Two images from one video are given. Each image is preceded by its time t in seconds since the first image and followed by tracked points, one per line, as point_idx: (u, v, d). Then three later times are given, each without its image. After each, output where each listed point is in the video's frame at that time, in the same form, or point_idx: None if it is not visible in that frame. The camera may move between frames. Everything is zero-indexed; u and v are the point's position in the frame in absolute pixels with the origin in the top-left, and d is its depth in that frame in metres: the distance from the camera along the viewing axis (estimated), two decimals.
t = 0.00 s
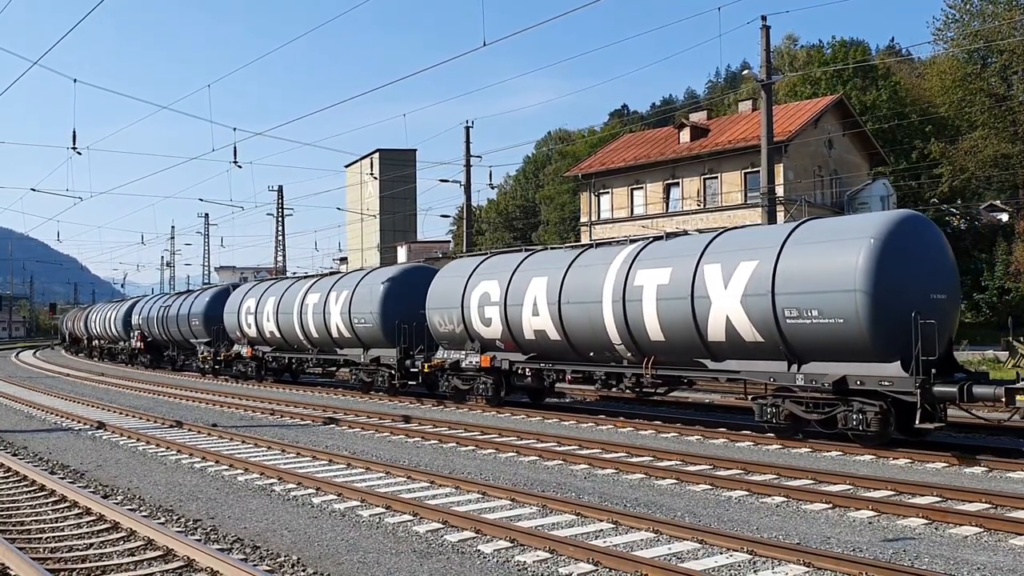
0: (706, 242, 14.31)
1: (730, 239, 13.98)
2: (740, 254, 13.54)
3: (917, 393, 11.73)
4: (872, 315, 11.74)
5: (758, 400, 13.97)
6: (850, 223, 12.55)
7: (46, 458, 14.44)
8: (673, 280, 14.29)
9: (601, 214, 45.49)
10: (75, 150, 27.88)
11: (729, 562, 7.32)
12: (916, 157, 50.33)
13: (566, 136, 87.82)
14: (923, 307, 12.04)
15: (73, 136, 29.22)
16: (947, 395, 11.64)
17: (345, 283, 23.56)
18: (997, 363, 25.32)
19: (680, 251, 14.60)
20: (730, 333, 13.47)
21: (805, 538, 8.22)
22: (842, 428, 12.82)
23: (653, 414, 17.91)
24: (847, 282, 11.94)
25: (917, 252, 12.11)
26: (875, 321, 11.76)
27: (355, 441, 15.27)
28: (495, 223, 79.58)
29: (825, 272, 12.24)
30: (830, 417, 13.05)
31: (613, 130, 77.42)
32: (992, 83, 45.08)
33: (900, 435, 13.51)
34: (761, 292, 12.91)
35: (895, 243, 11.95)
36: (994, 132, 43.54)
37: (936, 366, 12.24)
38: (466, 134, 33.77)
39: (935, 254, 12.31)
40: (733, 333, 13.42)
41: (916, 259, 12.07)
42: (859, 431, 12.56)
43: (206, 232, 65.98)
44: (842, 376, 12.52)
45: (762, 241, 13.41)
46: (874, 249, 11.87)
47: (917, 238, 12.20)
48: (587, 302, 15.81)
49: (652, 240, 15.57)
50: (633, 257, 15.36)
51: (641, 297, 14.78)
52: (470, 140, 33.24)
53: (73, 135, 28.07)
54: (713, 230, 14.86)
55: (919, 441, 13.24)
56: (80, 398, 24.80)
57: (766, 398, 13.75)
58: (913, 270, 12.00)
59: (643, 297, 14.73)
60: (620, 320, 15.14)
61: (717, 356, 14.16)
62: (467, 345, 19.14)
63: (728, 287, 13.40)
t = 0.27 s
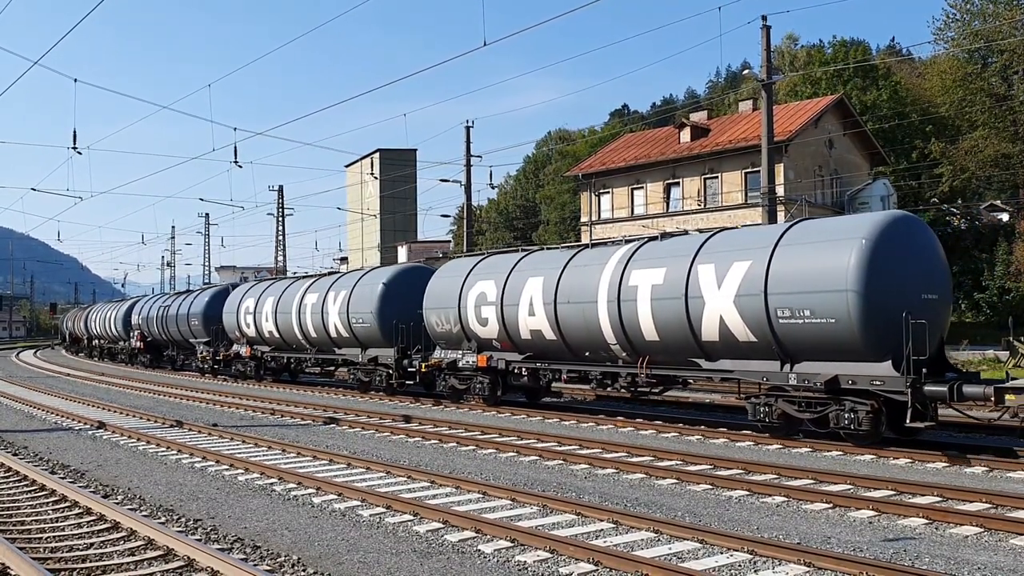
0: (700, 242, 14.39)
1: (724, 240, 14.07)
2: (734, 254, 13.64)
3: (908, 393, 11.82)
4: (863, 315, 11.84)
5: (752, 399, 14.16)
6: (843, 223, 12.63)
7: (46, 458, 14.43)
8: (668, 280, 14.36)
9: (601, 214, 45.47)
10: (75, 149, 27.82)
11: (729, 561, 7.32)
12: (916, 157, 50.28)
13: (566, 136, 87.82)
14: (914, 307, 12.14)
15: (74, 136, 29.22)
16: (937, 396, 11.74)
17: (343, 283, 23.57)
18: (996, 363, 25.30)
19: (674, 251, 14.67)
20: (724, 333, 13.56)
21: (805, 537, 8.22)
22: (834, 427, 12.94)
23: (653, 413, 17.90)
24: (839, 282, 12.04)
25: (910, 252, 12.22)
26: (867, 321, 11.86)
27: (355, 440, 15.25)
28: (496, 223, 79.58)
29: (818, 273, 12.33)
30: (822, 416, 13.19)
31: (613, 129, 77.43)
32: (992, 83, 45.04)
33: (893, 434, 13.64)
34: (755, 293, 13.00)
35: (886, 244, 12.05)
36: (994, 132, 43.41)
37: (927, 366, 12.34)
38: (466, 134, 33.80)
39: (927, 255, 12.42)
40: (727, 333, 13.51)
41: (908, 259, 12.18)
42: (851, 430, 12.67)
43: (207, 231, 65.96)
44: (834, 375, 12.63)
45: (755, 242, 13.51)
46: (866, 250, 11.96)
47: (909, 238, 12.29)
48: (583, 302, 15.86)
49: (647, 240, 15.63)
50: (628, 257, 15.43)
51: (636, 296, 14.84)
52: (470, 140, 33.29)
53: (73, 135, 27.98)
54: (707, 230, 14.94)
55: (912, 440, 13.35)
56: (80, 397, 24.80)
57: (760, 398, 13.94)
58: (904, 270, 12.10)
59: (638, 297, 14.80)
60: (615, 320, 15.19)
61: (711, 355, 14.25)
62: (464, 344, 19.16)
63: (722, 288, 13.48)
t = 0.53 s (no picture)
0: (693, 243, 14.49)
1: (717, 241, 14.17)
2: (726, 255, 13.74)
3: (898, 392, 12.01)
4: (853, 315, 12.00)
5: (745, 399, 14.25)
6: (833, 225, 12.80)
7: (46, 457, 14.44)
8: (661, 280, 14.44)
9: (601, 214, 45.48)
10: (75, 149, 27.80)
11: (729, 561, 7.32)
12: (916, 157, 50.27)
13: (566, 135, 87.79)
14: (901, 307, 12.35)
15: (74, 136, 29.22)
16: (927, 395, 11.94)
17: (340, 283, 23.59)
18: (995, 363, 25.28)
19: (668, 252, 14.76)
20: (717, 333, 13.65)
21: (805, 537, 8.23)
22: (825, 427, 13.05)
23: (653, 413, 17.88)
24: (830, 283, 12.20)
25: (898, 254, 12.42)
26: (857, 320, 12.02)
27: (355, 440, 15.24)
28: (496, 223, 79.57)
29: (809, 273, 12.48)
30: (814, 415, 13.29)
31: (613, 129, 77.42)
32: (992, 83, 44.98)
33: (883, 433, 13.77)
34: (747, 292, 13.11)
35: (875, 245, 12.23)
36: (994, 132, 43.26)
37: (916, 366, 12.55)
38: (466, 134, 33.83)
39: (915, 256, 12.63)
40: (720, 333, 13.60)
41: (896, 260, 12.38)
42: (842, 429, 12.79)
43: (207, 231, 65.96)
44: (825, 374, 12.75)
45: (748, 243, 13.62)
46: (857, 250, 12.13)
47: (897, 239, 12.49)
48: (578, 302, 15.93)
49: (641, 241, 15.71)
50: (623, 258, 15.50)
51: (629, 297, 14.91)
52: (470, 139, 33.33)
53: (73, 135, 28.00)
54: (700, 231, 15.03)
55: (904, 438, 13.45)
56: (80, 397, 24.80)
57: (752, 397, 14.03)
58: (893, 271, 12.30)
59: (632, 297, 14.88)
60: (609, 320, 15.27)
61: (704, 355, 14.33)
62: (460, 344, 19.20)
63: (715, 287, 13.58)
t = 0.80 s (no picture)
0: (687, 244, 14.61)
1: (711, 241, 14.29)
2: (720, 255, 13.87)
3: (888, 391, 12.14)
4: (845, 315, 12.12)
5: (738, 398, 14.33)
6: (826, 226, 12.90)
7: (46, 456, 14.47)
8: (656, 280, 14.56)
9: (601, 213, 45.49)
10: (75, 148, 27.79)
11: (729, 561, 7.32)
12: (916, 157, 50.31)
13: (567, 135, 87.85)
14: (894, 307, 12.45)
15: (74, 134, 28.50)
16: (917, 395, 12.07)
17: (338, 283, 23.61)
18: (995, 363, 25.26)
19: (662, 252, 14.88)
20: (710, 333, 13.79)
21: (805, 537, 8.23)
22: (817, 426, 13.15)
23: (652, 412, 17.88)
24: (822, 284, 12.31)
25: (890, 254, 12.51)
26: (848, 320, 12.14)
27: (355, 440, 15.24)
28: (496, 223, 79.64)
29: (802, 273, 12.61)
30: (806, 415, 13.39)
31: (614, 128, 77.46)
32: (992, 83, 44.99)
33: (876, 432, 13.86)
34: (740, 292, 13.25)
35: (867, 245, 12.34)
36: (994, 132, 43.30)
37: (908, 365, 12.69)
38: (467, 134, 33.88)
39: (908, 256, 12.72)
40: (714, 333, 13.73)
41: (889, 260, 12.48)
42: (834, 429, 12.88)
43: (207, 230, 65.96)
44: (818, 374, 12.89)
45: (741, 243, 13.74)
46: (848, 251, 12.24)
47: (890, 239, 12.59)
48: (573, 302, 16.03)
49: (636, 241, 15.81)
50: (618, 258, 15.61)
51: (624, 297, 15.03)
52: (470, 139, 33.43)
53: (73, 134, 27.96)
54: (694, 232, 15.14)
55: (898, 438, 13.52)
56: (80, 396, 24.82)
57: (746, 396, 14.11)
58: (885, 270, 12.40)
59: (627, 298, 14.99)
60: (604, 320, 15.37)
61: (698, 355, 14.46)
62: (457, 344, 19.24)
63: (709, 287, 13.71)
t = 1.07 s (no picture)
0: (680, 245, 14.70)
1: (705, 242, 14.37)
2: (714, 256, 13.95)
3: (880, 391, 12.27)
4: (837, 315, 12.22)
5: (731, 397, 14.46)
6: (819, 226, 12.99)
7: (46, 456, 14.48)
8: (650, 280, 14.64)
9: (601, 213, 45.50)
10: (75, 147, 27.76)
11: (730, 561, 7.31)
12: (916, 157, 50.31)
13: (567, 135, 87.85)
14: (886, 306, 12.55)
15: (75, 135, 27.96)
16: (907, 394, 12.21)
17: (337, 283, 23.60)
18: (994, 364, 25.26)
19: (657, 253, 14.96)
20: (704, 333, 13.89)
21: (805, 537, 8.23)
22: (809, 425, 13.29)
23: (651, 412, 17.88)
24: (814, 284, 12.42)
25: (882, 255, 12.61)
26: (840, 320, 12.24)
27: (355, 440, 15.24)
28: (496, 223, 79.66)
29: (794, 274, 12.71)
30: (798, 414, 13.53)
31: (614, 128, 77.45)
32: (993, 83, 44.97)
33: (869, 431, 13.98)
34: (733, 293, 13.34)
35: (859, 245, 12.43)
36: (995, 132, 43.30)
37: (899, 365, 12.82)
38: (467, 134, 33.90)
39: (899, 256, 12.82)
40: (707, 333, 13.83)
41: (880, 260, 12.58)
42: (826, 428, 13.02)
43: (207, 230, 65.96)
44: (810, 374, 13.02)
45: (735, 244, 13.82)
46: (840, 251, 12.33)
47: (881, 239, 12.69)
48: (569, 302, 16.11)
49: (631, 242, 15.89)
50: (613, 258, 15.68)
51: (619, 297, 15.11)
52: (470, 139, 33.43)
53: (72, 133, 27.90)
54: (688, 232, 15.23)
55: (891, 437, 13.63)
56: (80, 396, 24.82)
57: (739, 396, 14.24)
58: (877, 271, 12.50)
59: (621, 298, 15.07)
60: (599, 320, 15.46)
61: (692, 355, 14.56)
62: (453, 344, 19.29)
63: (702, 288, 13.81)
